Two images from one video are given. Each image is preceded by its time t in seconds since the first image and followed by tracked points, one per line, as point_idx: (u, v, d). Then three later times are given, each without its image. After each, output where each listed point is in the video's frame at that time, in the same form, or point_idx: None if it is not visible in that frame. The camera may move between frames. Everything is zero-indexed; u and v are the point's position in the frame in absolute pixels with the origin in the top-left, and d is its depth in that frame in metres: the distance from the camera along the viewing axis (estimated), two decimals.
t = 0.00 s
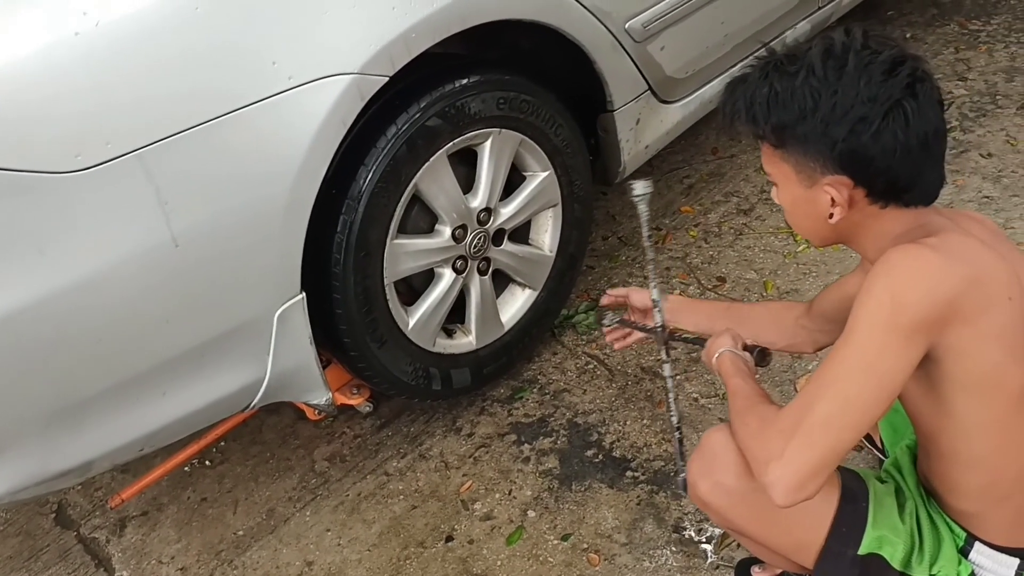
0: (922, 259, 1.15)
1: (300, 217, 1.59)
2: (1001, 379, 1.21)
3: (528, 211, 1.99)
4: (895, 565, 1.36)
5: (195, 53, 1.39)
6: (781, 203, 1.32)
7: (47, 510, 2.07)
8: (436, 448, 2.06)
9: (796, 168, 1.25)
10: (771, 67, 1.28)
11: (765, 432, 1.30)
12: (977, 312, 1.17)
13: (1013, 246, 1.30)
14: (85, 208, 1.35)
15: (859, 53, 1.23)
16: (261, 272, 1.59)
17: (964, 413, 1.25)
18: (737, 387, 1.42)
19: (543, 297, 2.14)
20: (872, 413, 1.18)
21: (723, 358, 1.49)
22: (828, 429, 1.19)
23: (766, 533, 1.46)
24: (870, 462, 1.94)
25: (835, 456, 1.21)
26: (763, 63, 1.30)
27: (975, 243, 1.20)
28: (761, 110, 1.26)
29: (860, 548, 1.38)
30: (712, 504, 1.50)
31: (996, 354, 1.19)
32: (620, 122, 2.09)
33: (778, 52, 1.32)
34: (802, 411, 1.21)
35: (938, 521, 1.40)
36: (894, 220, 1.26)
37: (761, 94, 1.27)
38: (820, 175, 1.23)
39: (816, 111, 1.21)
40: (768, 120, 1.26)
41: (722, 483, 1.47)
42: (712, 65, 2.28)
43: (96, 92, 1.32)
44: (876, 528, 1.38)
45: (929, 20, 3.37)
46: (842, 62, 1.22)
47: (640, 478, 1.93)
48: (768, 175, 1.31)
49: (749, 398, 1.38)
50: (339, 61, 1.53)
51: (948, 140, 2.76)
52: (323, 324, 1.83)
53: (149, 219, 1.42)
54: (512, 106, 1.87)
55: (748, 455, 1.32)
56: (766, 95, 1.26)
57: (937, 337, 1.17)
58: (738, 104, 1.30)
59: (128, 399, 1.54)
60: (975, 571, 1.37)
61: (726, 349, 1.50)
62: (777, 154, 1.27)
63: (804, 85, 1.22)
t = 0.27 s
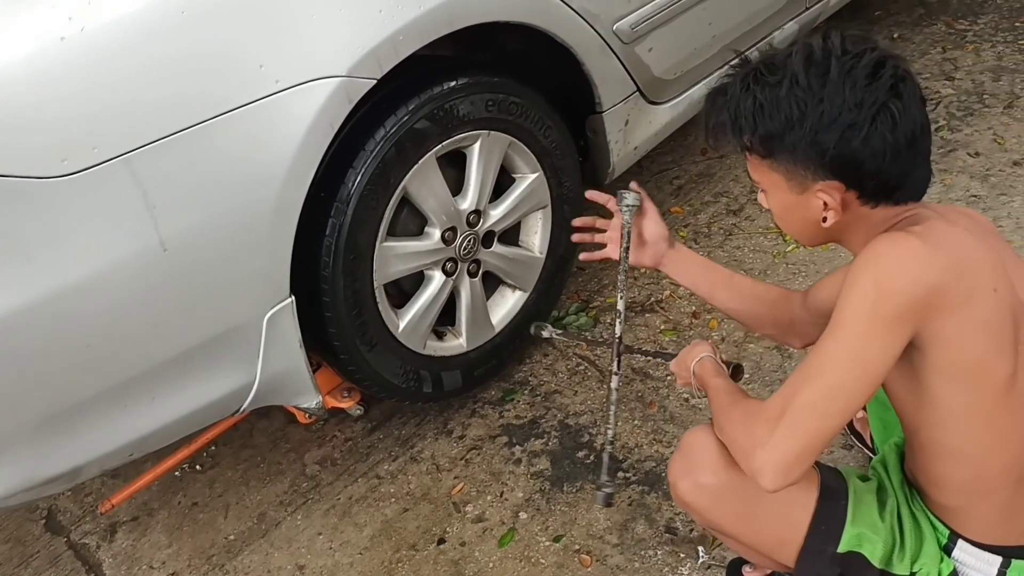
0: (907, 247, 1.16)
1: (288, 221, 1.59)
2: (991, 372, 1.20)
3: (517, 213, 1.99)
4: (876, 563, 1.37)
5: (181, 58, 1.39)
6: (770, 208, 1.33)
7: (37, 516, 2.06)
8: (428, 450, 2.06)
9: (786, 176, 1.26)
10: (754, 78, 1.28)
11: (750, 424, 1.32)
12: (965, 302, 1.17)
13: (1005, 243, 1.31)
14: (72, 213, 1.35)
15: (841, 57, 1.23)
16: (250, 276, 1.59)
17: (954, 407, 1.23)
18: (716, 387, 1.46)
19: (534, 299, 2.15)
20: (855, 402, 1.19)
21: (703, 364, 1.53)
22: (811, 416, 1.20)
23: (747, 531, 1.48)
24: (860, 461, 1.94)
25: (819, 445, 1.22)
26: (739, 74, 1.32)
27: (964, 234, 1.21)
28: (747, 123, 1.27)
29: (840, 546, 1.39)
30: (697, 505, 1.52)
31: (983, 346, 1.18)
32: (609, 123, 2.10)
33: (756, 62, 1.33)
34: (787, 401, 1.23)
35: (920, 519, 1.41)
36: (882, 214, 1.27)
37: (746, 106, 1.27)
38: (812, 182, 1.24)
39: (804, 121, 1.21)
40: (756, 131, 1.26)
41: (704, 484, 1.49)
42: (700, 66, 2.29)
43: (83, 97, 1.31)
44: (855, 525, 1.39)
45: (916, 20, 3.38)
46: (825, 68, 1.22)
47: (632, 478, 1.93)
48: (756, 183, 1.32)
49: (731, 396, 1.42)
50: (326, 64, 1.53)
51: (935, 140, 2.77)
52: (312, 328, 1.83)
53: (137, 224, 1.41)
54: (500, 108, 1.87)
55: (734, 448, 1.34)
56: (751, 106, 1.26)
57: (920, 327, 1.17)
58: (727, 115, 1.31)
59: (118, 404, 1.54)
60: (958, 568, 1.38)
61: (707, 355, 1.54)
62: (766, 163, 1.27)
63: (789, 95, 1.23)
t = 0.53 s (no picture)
0: (899, 237, 1.18)
1: (286, 224, 1.60)
2: (979, 363, 1.22)
3: (513, 215, 2.00)
4: (868, 561, 1.39)
5: (179, 62, 1.40)
6: (769, 206, 1.35)
7: (37, 518, 2.07)
8: (426, 451, 2.07)
9: (788, 173, 1.27)
10: (754, 76, 1.30)
11: (738, 410, 1.35)
12: (955, 293, 1.19)
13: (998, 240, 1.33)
14: (71, 217, 1.36)
15: (844, 55, 1.25)
16: (248, 279, 1.60)
17: (943, 398, 1.25)
18: (711, 388, 1.48)
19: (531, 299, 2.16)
20: (840, 385, 1.22)
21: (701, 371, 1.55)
22: (796, 398, 1.24)
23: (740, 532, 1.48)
24: (854, 458, 1.96)
25: (803, 429, 1.26)
26: (739, 73, 1.33)
27: (956, 228, 1.23)
28: (749, 120, 1.28)
29: (832, 545, 1.40)
30: (691, 507, 1.52)
31: (973, 337, 1.20)
32: (604, 125, 2.11)
33: (755, 60, 1.35)
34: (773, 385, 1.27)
35: (913, 517, 1.42)
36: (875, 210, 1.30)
37: (748, 103, 1.28)
38: (813, 179, 1.26)
39: (808, 117, 1.22)
40: (757, 128, 1.27)
41: (698, 484, 1.48)
42: (694, 68, 2.31)
43: (82, 102, 1.33)
44: (848, 524, 1.40)
45: (908, 21, 3.41)
46: (828, 66, 1.24)
47: (629, 477, 1.94)
48: (756, 180, 1.33)
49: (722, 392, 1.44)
50: (323, 68, 1.54)
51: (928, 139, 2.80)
52: (310, 329, 1.84)
53: (135, 227, 1.42)
54: (496, 111, 1.88)
55: (721, 434, 1.38)
56: (753, 103, 1.27)
57: (909, 316, 1.20)
58: (727, 114, 1.32)
59: (117, 406, 1.55)
60: (952, 565, 1.40)
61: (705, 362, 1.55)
62: (767, 160, 1.29)
63: (793, 92, 1.24)
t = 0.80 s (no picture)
0: (895, 233, 1.19)
1: (285, 222, 1.60)
2: (972, 360, 1.22)
3: (512, 213, 2.01)
4: (855, 549, 1.39)
5: (177, 62, 1.40)
6: (772, 195, 1.36)
7: (36, 517, 2.07)
8: (424, 449, 2.07)
9: (793, 163, 1.28)
10: (763, 64, 1.30)
11: (727, 395, 1.40)
12: (950, 290, 1.19)
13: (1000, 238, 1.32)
14: (70, 216, 1.36)
15: (852, 47, 1.25)
16: (247, 277, 1.60)
17: (936, 393, 1.26)
18: (702, 373, 1.51)
19: (529, 298, 2.16)
20: (826, 374, 1.25)
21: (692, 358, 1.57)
22: (781, 385, 1.28)
23: (730, 519, 1.51)
24: (852, 456, 1.97)
25: (787, 415, 1.30)
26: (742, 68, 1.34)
27: (955, 225, 1.22)
28: (756, 108, 1.29)
29: (820, 531, 1.42)
30: (680, 492, 1.54)
31: (967, 335, 1.20)
32: (602, 123, 2.12)
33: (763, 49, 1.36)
34: (760, 372, 1.31)
35: (905, 510, 1.43)
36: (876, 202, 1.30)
37: (756, 91, 1.29)
38: (817, 169, 1.27)
39: (815, 106, 1.23)
40: (765, 116, 1.28)
41: (687, 470, 1.51)
42: (692, 66, 2.31)
43: (81, 101, 1.33)
44: (836, 510, 1.41)
45: (905, 20, 3.41)
46: (836, 56, 1.24)
47: (627, 475, 1.95)
48: (760, 169, 1.35)
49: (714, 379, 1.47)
50: (322, 67, 1.54)
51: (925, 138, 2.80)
52: (309, 328, 1.85)
53: (135, 226, 1.43)
54: (494, 110, 1.88)
55: (709, 417, 1.43)
56: (761, 91, 1.28)
57: (901, 311, 1.21)
58: (734, 101, 1.33)
59: (117, 404, 1.55)
60: (942, 558, 1.41)
61: (697, 349, 1.57)
62: (772, 148, 1.29)
63: (801, 82, 1.24)
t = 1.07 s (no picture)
0: (894, 225, 1.19)
1: (285, 221, 1.60)
2: (971, 353, 1.22)
3: (512, 211, 2.01)
4: (853, 537, 1.39)
5: (176, 59, 1.40)
6: (775, 185, 1.36)
7: (35, 517, 2.07)
8: (424, 448, 2.07)
9: (798, 151, 1.28)
10: (772, 51, 1.30)
11: (723, 384, 1.40)
12: (948, 281, 1.19)
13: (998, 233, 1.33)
14: (69, 214, 1.36)
15: (862, 35, 1.25)
16: (247, 276, 1.60)
17: (935, 386, 1.26)
18: (696, 361, 1.51)
19: (529, 296, 2.16)
20: (823, 365, 1.25)
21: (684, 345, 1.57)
22: (779, 375, 1.28)
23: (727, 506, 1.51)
24: (852, 454, 1.97)
25: (785, 404, 1.30)
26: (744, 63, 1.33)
27: (952, 218, 1.23)
28: (765, 95, 1.29)
29: (818, 517, 1.42)
30: (681, 480, 1.55)
31: (964, 326, 1.21)
32: (602, 121, 2.12)
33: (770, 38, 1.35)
34: (757, 362, 1.31)
35: (904, 501, 1.43)
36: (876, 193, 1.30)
37: (765, 78, 1.29)
38: (823, 158, 1.26)
39: (825, 94, 1.23)
40: (774, 103, 1.27)
41: (686, 457, 1.52)
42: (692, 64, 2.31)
43: (80, 99, 1.32)
44: (833, 496, 1.41)
45: (904, 19, 3.41)
46: (846, 45, 1.24)
47: (627, 473, 1.95)
48: (764, 157, 1.34)
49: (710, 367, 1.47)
50: (322, 64, 1.54)
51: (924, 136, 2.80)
52: (309, 327, 1.84)
53: (134, 224, 1.42)
54: (494, 107, 1.88)
55: (705, 406, 1.42)
56: (769, 78, 1.28)
57: (898, 303, 1.21)
58: (743, 88, 1.33)
59: (117, 403, 1.55)
60: (941, 549, 1.40)
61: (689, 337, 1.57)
62: (779, 136, 1.29)
63: (811, 69, 1.24)
